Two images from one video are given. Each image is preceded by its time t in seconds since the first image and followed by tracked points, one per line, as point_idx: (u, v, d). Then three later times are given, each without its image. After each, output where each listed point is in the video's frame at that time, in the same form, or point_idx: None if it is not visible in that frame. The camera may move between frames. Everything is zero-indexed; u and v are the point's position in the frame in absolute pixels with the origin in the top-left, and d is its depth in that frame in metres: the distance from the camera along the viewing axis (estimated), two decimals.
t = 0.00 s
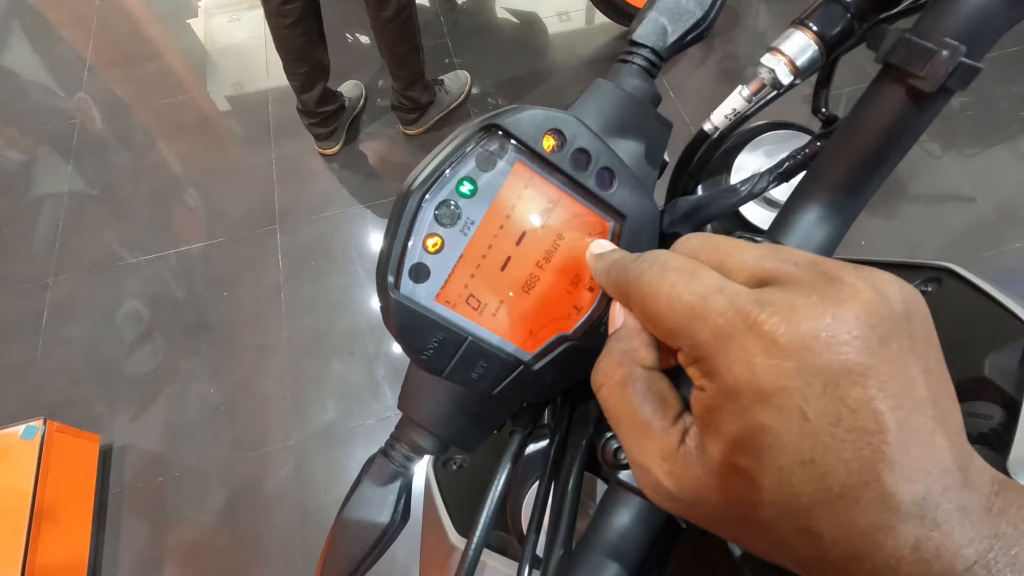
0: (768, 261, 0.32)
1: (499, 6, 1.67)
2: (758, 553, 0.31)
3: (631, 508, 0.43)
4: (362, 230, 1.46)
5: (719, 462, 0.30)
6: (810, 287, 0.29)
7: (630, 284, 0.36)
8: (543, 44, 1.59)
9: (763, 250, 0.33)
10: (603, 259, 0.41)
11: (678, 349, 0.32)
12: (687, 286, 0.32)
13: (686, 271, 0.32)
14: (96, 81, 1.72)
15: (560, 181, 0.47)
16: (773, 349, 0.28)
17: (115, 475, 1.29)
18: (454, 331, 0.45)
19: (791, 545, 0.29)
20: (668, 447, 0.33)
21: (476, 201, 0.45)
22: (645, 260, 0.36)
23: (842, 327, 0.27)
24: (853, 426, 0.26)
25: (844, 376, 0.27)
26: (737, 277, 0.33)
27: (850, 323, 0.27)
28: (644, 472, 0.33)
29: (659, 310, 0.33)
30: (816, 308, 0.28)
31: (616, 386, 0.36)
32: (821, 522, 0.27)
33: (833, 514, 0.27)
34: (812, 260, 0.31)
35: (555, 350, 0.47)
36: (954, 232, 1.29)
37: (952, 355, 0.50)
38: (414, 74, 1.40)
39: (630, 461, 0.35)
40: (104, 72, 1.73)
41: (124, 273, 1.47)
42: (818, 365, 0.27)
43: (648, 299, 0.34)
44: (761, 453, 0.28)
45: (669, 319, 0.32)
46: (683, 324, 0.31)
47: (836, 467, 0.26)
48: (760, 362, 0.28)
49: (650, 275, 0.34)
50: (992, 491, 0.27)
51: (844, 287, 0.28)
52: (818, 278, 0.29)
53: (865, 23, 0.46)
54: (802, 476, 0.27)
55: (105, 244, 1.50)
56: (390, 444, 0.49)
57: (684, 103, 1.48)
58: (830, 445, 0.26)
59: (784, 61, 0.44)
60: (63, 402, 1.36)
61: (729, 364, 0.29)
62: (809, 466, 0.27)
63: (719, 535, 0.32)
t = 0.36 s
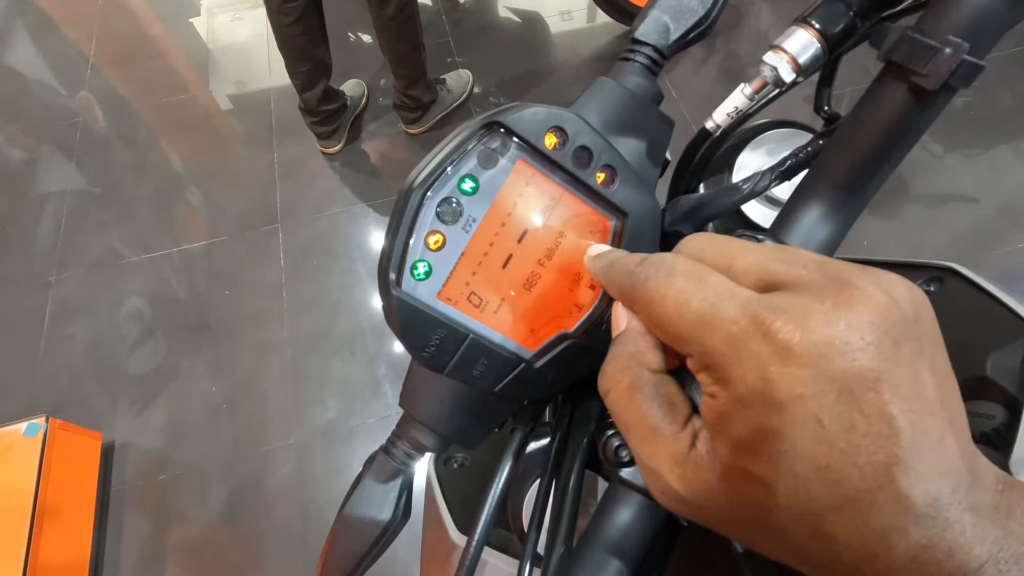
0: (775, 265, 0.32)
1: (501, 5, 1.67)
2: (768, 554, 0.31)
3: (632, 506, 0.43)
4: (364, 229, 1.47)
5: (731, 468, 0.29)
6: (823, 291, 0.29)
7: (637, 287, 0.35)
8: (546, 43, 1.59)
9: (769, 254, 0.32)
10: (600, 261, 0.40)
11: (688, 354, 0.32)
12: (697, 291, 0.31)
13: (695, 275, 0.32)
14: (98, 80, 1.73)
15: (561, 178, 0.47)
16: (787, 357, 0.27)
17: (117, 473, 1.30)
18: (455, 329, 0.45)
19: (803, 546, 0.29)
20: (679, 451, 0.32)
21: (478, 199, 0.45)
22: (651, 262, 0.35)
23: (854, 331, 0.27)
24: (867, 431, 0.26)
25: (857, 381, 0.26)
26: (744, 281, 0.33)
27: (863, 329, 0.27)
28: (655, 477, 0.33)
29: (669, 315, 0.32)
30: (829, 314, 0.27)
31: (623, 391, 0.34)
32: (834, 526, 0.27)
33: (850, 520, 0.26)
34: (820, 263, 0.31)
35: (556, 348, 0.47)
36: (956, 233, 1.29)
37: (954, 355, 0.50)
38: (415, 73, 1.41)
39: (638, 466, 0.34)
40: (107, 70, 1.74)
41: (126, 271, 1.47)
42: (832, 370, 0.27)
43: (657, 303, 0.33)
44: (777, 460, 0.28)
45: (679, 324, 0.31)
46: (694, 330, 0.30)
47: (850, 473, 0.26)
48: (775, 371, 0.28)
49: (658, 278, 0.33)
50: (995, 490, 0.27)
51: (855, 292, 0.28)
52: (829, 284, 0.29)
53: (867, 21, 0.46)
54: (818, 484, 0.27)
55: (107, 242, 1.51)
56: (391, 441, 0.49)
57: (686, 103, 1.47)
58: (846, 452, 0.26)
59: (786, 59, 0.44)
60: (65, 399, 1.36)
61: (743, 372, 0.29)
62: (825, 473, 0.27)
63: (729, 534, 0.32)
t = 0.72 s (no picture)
0: (762, 320, 0.29)
1: (503, 4, 1.67)
2: None
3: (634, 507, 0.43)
4: (366, 228, 1.47)
5: (766, 536, 0.27)
6: (815, 350, 0.27)
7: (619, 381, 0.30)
8: (548, 42, 1.59)
9: (749, 307, 0.30)
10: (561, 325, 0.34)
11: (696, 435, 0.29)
12: (690, 371, 0.28)
13: (681, 353, 0.28)
14: (101, 79, 1.73)
15: (564, 179, 0.47)
16: (795, 426, 0.26)
17: (119, 471, 1.30)
18: (459, 328, 0.45)
19: None
20: (717, 534, 0.29)
21: (482, 199, 0.46)
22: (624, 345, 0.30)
23: (851, 385, 0.26)
24: (882, 477, 0.25)
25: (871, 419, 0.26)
26: (732, 342, 0.30)
27: (876, 350, 0.27)
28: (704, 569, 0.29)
29: (667, 403, 0.28)
30: (824, 374, 0.26)
31: (638, 487, 0.31)
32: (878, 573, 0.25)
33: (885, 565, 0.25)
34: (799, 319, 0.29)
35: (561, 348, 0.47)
36: (959, 233, 1.29)
37: (959, 357, 0.49)
38: (417, 72, 1.41)
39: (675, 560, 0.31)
40: (110, 70, 1.74)
41: (129, 270, 1.48)
42: (834, 431, 0.25)
43: (648, 395, 0.29)
44: (808, 522, 0.26)
45: (683, 411, 0.28)
46: (701, 415, 0.27)
47: (875, 518, 0.25)
48: (789, 442, 0.26)
49: (641, 368, 0.29)
50: (1006, 501, 0.27)
51: (843, 344, 0.27)
52: (816, 336, 0.28)
53: (871, 24, 0.46)
54: (850, 534, 0.25)
55: (110, 241, 1.51)
56: (395, 441, 0.49)
57: (687, 103, 1.47)
58: (870, 499, 0.25)
59: (790, 61, 0.44)
60: (68, 398, 1.37)
61: (757, 445, 0.27)
62: (855, 525, 0.25)
63: None
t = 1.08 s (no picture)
0: (745, 330, 0.29)
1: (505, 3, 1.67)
2: None
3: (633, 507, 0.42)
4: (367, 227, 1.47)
5: (758, 543, 0.27)
6: (792, 362, 0.27)
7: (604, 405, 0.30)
8: (550, 41, 1.59)
9: (731, 317, 0.30)
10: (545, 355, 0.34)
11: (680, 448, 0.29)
12: (669, 390, 0.28)
13: (661, 372, 0.29)
14: (103, 77, 1.73)
15: (565, 178, 0.46)
16: (771, 439, 0.26)
17: (121, 470, 1.30)
18: (457, 327, 0.45)
19: None
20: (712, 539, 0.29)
21: (480, 197, 0.45)
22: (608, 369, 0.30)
23: (836, 397, 0.26)
24: (865, 486, 0.25)
25: (856, 427, 0.25)
26: (712, 352, 0.29)
27: (870, 354, 0.27)
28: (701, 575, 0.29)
29: (650, 422, 0.28)
30: (798, 386, 0.26)
31: (632, 502, 0.30)
32: None
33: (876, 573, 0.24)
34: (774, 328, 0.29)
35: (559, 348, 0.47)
36: (962, 233, 1.29)
37: (960, 358, 0.49)
38: (418, 71, 1.41)
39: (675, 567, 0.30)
40: (112, 68, 1.74)
41: (131, 269, 1.48)
42: (813, 443, 0.25)
43: (633, 418, 0.29)
44: (796, 530, 0.26)
45: (665, 429, 0.28)
46: (682, 432, 0.28)
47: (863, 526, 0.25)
48: (768, 455, 0.26)
49: (623, 393, 0.29)
50: (1007, 505, 0.26)
51: (820, 354, 0.27)
52: (793, 348, 0.27)
53: (873, 21, 0.46)
54: (838, 542, 0.25)
55: (112, 240, 1.51)
56: (392, 440, 0.49)
57: (689, 103, 1.47)
58: (855, 507, 0.25)
59: (790, 59, 0.44)
60: (70, 396, 1.37)
61: (740, 457, 0.27)
62: (842, 533, 0.25)
63: None
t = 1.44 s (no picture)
0: (749, 327, 0.28)
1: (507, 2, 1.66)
2: None
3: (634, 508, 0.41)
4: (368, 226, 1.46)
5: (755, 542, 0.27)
6: (798, 360, 0.26)
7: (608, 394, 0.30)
8: (552, 40, 1.59)
9: (736, 314, 0.29)
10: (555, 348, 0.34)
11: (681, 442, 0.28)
12: (672, 382, 0.28)
13: (665, 364, 0.28)
14: (105, 76, 1.73)
15: (567, 178, 0.46)
16: (773, 435, 0.25)
17: (122, 468, 1.30)
18: (457, 326, 0.44)
19: None
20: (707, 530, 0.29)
21: (480, 195, 0.45)
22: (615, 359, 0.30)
23: (842, 396, 0.25)
24: (866, 488, 0.24)
25: (861, 427, 0.25)
26: (715, 350, 0.29)
27: (873, 353, 0.27)
28: (696, 566, 0.29)
29: (652, 415, 0.28)
30: (804, 383, 0.26)
31: (632, 493, 0.30)
32: None
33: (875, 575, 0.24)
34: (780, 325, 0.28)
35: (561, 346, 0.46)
36: (965, 233, 1.28)
37: (963, 359, 0.49)
38: (416, 70, 1.40)
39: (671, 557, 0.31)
40: (114, 67, 1.74)
41: (132, 267, 1.47)
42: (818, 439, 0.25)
43: (635, 409, 0.29)
44: (793, 530, 0.25)
45: (666, 422, 0.28)
46: (682, 425, 0.27)
47: (862, 527, 0.24)
48: (767, 452, 0.26)
49: (627, 383, 0.29)
50: (1013, 506, 0.26)
51: (829, 353, 0.26)
52: (799, 344, 0.27)
53: (876, 18, 0.46)
54: (836, 544, 0.25)
55: (113, 238, 1.51)
56: (392, 440, 0.48)
57: (691, 102, 1.47)
58: (854, 508, 0.24)
59: (793, 56, 0.43)
60: (71, 395, 1.37)
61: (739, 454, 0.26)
62: (840, 535, 0.25)
63: None
